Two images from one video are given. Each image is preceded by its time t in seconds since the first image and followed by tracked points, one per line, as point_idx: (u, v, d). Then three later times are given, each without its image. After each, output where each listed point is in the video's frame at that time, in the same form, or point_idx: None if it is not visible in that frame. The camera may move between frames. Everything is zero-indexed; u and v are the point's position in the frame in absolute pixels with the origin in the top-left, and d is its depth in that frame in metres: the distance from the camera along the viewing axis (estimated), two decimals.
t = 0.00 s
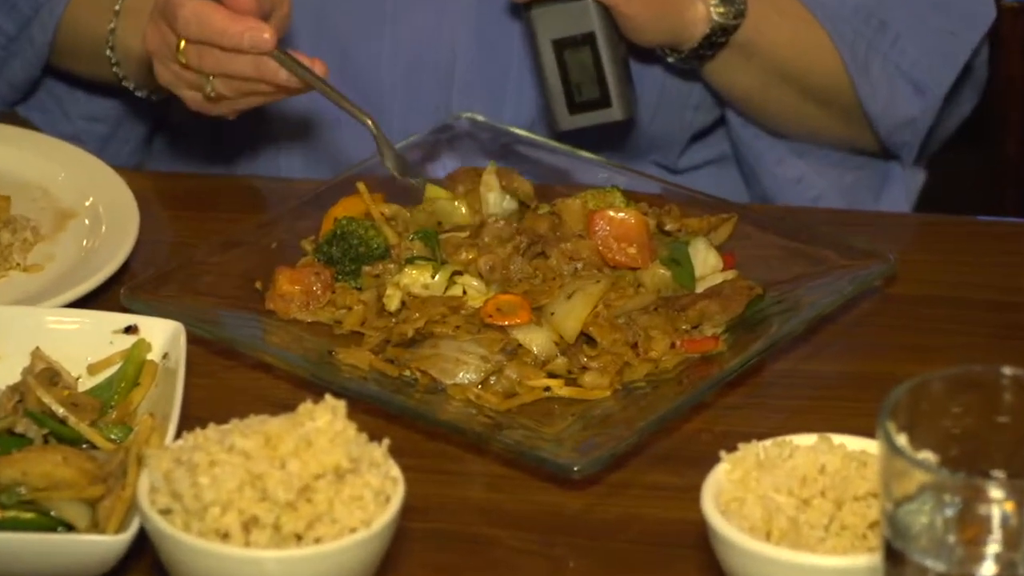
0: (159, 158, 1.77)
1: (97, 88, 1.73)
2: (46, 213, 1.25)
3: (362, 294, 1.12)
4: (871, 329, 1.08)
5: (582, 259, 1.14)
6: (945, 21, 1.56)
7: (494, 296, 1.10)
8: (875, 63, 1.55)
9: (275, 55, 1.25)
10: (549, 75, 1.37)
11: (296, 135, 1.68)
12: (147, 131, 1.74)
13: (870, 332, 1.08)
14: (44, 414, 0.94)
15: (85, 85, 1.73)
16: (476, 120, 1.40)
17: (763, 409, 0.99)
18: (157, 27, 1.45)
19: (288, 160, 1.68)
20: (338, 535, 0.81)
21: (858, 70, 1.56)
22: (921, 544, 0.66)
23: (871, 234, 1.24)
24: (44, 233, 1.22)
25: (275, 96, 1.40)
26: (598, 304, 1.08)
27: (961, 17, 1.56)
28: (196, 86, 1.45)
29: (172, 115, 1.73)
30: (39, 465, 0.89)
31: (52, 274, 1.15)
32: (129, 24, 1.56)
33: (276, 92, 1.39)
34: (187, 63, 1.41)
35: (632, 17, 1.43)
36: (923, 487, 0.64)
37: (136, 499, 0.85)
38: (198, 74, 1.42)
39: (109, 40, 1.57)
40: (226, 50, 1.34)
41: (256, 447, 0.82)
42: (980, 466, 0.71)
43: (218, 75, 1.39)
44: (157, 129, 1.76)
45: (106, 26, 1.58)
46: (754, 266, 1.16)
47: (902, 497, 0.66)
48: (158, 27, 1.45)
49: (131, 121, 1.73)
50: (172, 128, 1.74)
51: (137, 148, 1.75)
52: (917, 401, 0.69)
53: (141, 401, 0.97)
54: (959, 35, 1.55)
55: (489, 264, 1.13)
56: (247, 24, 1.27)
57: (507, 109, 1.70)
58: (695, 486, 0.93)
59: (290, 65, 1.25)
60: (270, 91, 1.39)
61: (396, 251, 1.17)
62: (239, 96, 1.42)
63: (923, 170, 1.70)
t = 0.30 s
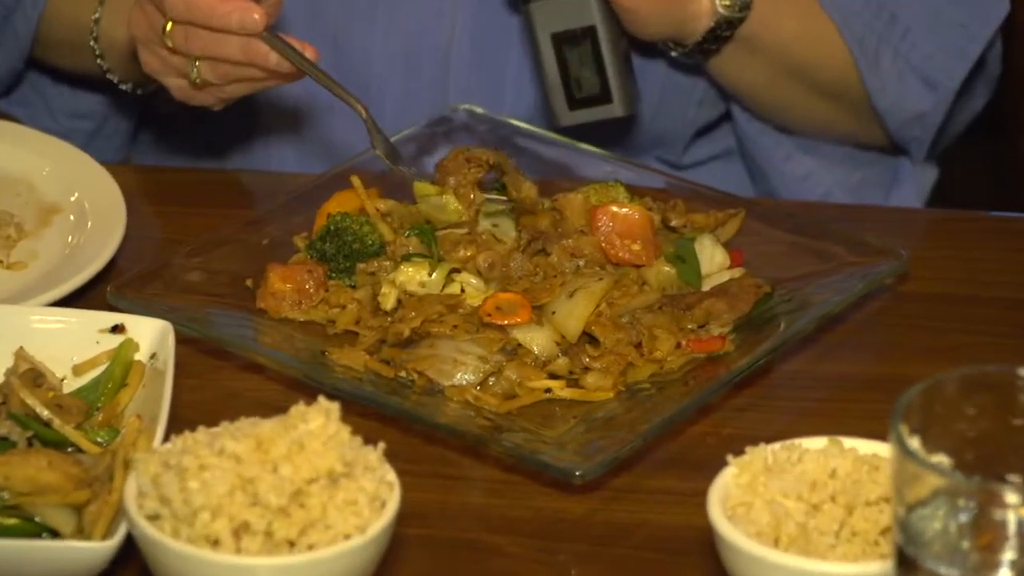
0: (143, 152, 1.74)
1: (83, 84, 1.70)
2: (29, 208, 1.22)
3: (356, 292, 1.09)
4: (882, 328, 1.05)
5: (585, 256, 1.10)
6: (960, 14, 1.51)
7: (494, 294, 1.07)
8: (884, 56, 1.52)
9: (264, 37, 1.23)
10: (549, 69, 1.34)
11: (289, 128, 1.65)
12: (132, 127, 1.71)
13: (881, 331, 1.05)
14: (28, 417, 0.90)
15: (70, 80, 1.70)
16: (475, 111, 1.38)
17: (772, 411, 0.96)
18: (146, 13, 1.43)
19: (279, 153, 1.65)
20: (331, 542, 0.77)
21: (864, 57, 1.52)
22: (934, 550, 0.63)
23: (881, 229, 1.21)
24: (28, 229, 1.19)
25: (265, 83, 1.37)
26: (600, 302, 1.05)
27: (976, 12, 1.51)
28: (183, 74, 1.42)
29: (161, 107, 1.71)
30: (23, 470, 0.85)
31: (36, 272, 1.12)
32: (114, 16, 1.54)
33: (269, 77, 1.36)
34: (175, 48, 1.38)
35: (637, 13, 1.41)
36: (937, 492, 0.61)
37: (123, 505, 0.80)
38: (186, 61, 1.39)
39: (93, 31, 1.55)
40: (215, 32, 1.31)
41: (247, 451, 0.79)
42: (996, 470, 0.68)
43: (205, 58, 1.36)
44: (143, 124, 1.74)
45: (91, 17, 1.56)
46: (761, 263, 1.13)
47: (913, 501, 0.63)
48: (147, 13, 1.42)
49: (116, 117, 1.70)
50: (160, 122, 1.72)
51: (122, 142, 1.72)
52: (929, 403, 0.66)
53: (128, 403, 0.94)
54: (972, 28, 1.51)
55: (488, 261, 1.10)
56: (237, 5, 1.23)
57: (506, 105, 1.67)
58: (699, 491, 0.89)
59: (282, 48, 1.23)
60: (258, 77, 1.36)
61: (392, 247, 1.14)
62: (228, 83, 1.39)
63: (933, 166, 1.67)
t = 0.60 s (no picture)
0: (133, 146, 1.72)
1: (71, 80, 1.65)
2: (13, 206, 1.19)
3: (350, 293, 1.06)
4: (895, 329, 1.02)
5: (587, 255, 1.07)
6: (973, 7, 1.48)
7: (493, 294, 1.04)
8: (896, 51, 1.48)
9: (286, 29, 1.21)
10: (550, 66, 1.31)
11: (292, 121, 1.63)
12: (121, 123, 1.68)
13: (893, 333, 1.02)
14: (12, 421, 0.88)
15: (57, 75, 1.65)
16: (474, 106, 1.35)
17: (781, 416, 0.93)
18: None
19: (281, 145, 1.63)
20: (326, 550, 0.74)
21: (874, 52, 1.49)
22: (947, 559, 0.60)
23: (891, 227, 1.18)
24: (11, 227, 1.16)
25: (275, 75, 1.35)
26: (604, 303, 1.02)
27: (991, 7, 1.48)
28: (190, 62, 1.38)
29: (153, 100, 1.68)
30: (6, 475, 0.82)
31: (19, 271, 1.09)
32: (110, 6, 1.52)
33: (282, 70, 1.34)
34: (187, 40, 1.35)
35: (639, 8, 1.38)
36: (951, 498, 0.58)
37: (111, 511, 0.77)
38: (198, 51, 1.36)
39: (88, 22, 1.52)
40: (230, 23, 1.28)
41: (239, 457, 0.75)
42: (1009, 476, 0.65)
43: (218, 48, 1.33)
44: (132, 120, 1.71)
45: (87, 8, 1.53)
46: (768, 263, 1.10)
47: (928, 507, 0.60)
48: None
49: (106, 113, 1.67)
50: (154, 116, 1.69)
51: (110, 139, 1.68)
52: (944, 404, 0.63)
53: (116, 407, 0.91)
54: (984, 21, 1.47)
55: (487, 260, 1.07)
56: None
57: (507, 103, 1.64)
58: (703, 498, 0.86)
59: (298, 40, 1.20)
60: (273, 69, 1.34)
61: (388, 245, 1.11)
62: (240, 76, 1.36)
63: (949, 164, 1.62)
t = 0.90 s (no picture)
0: (121, 142, 1.70)
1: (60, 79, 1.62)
2: None
3: (345, 293, 1.03)
4: (908, 331, 0.99)
5: (590, 255, 1.05)
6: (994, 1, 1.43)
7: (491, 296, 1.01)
8: (912, 46, 1.45)
9: (253, 36, 1.16)
10: (554, 59, 1.28)
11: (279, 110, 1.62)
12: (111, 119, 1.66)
13: (907, 336, 0.99)
14: None
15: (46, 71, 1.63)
16: (474, 100, 1.33)
17: (790, 420, 0.90)
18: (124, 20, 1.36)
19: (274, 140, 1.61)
20: (320, 559, 0.71)
21: (891, 45, 1.45)
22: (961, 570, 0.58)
23: (902, 226, 1.15)
24: None
25: (259, 77, 1.32)
26: (607, 304, 0.99)
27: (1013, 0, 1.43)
28: (176, 76, 1.35)
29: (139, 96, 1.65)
30: None
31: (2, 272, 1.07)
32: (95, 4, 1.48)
33: (263, 70, 1.31)
34: (163, 57, 1.32)
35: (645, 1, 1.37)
36: (964, 506, 0.57)
37: (97, 520, 0.74)
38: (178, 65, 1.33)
39: (76, 21, 1.48)
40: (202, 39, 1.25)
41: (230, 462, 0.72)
42: None
43: (197, 60, 1.30)
44: (120, 117, 1.68)
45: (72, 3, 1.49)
46: (777, 263, 1.07)
47: (941, 516, 0.58)
48: (124, 20, 1.36)
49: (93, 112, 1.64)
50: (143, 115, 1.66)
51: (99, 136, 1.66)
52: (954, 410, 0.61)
53: (102, 412, 0.88)
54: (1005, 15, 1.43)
55: (487, 260, 1.04)
56: (222, 10, 1.18)
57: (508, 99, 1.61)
58: (704, 507, 0.83)
59: (276, 45, 1.16)
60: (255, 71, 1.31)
61: (383, 244, 1.08)
62: (222, 81, 1.34)
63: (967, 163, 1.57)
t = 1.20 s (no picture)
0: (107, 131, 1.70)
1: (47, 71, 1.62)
2: None
3: (339, 293, 1.00)
4: (921, 333, 0.97)
5: (592, 253, 1.02)
6: None
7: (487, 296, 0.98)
8: (924, 41, 1.41)
9: None
10: (553, 53, 1.27)
11: (295, 82, 1.61)
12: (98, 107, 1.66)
13: (919, 338, 0.96)
14: None
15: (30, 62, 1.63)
16: (472, 93, 1.29)
17: (800, 425, 0.87)
18: None
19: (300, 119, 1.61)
20: (312, 568, 0.67)
21: (900, 39, 1.42)
22: None
23: (915, 224, 1.13)
24: None
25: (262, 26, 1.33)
26: (610, 305, 0.96)
27: None
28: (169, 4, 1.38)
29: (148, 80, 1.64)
30: None
31: None
32: None
33: (268, 19, 1.31)
34: None
35: None
36: (977, 514, 0.54)
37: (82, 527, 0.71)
38: None
39: None
40: None
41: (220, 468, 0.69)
42: None
43: None
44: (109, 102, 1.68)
45: None
46: (785, 262, 1.05)
47: (954, 524, 0.56)
48: None
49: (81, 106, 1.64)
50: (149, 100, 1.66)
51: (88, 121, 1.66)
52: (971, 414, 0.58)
53: (87, 416, 0.85)
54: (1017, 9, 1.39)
55: (484, 258, 1.01)
56: None
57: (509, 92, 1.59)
58: (716, 514, 0.81)
59: None
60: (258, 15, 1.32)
61: (377, 242, 1.06)
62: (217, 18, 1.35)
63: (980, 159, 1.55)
